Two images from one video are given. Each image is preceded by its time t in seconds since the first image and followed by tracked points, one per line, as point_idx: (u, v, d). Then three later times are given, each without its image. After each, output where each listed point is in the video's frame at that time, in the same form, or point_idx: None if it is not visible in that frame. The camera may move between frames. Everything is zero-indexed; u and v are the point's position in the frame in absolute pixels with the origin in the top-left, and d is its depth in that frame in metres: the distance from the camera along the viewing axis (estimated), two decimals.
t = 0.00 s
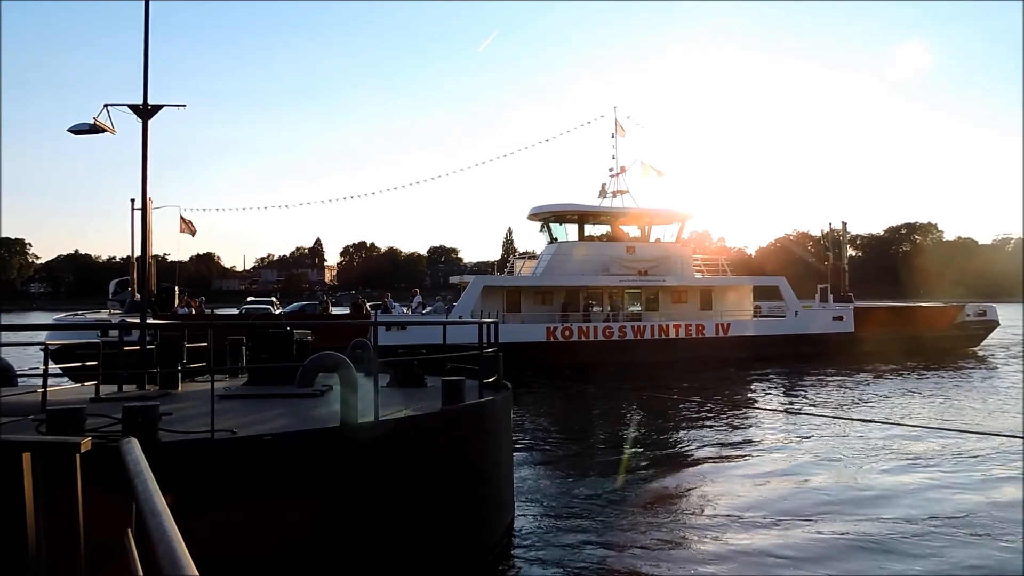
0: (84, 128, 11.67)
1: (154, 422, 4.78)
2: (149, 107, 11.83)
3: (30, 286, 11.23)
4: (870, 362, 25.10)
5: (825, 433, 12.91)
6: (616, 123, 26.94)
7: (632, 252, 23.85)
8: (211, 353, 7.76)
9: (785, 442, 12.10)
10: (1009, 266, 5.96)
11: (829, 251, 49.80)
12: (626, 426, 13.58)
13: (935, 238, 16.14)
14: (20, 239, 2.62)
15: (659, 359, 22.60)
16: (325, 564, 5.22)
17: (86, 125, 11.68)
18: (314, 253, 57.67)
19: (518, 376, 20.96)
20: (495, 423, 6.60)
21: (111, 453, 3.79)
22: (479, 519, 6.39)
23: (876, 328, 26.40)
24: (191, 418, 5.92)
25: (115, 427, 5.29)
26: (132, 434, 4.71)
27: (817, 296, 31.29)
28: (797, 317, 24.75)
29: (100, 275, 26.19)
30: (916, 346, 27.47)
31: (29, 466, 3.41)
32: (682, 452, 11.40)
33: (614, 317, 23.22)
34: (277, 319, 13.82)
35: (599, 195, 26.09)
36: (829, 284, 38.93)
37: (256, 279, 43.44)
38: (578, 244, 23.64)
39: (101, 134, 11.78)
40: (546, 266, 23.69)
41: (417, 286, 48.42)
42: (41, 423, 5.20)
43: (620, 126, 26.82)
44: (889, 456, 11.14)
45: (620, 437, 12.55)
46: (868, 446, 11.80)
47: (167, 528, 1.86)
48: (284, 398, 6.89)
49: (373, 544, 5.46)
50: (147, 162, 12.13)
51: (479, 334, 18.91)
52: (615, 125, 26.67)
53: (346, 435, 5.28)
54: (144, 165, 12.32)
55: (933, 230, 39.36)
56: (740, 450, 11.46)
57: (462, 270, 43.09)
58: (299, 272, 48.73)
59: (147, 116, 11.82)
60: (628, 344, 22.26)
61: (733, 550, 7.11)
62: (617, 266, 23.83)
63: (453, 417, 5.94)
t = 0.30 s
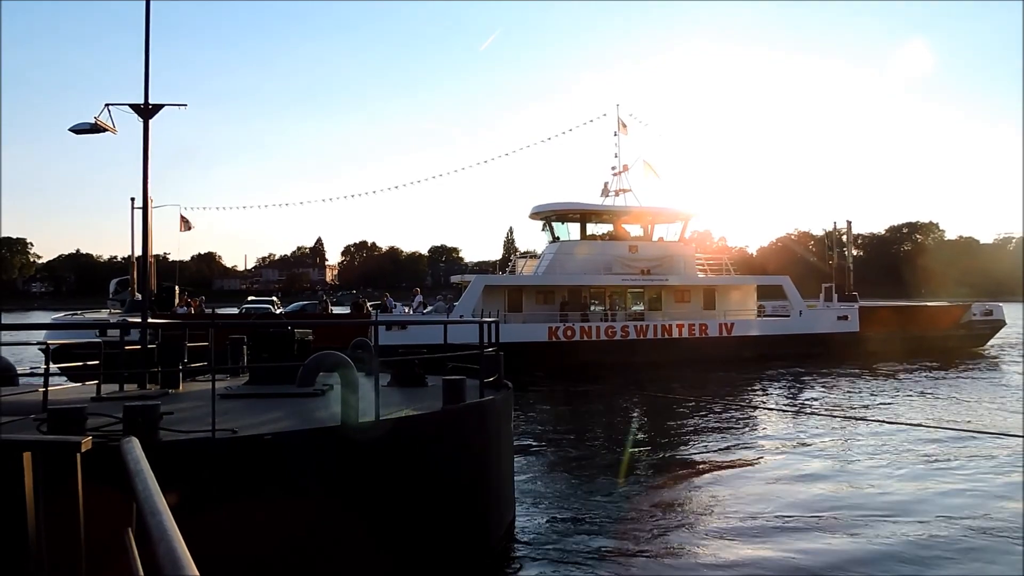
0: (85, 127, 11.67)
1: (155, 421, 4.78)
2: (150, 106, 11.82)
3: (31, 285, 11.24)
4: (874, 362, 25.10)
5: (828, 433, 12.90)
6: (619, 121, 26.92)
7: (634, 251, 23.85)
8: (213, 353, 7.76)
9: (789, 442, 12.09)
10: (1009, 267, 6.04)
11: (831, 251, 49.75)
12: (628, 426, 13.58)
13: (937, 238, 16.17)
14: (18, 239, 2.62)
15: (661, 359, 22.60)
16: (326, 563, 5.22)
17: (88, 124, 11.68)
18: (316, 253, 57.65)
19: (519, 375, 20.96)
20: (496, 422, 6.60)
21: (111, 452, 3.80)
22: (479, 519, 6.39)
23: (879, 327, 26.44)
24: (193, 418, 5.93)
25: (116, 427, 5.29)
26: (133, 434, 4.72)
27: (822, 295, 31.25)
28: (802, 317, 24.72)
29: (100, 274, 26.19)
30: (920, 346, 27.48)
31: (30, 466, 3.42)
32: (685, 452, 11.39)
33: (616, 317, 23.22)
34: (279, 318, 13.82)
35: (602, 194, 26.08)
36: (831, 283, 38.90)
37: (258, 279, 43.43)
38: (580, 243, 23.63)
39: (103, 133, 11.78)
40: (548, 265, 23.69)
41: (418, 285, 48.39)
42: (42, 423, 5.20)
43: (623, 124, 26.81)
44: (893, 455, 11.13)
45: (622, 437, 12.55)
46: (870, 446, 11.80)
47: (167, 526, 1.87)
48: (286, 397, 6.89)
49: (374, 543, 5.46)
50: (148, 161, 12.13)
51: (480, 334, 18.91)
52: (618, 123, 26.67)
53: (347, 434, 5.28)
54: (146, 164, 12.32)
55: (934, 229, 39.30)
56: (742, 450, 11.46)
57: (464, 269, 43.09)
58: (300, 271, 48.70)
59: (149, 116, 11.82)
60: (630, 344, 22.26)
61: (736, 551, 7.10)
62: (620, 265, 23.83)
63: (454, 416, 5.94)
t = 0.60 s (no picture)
0: (85, 127, 11.66)
1: (156, 421, 4.78)
2: (150, 105, 11.82)
3: (31, 285, 11.22)
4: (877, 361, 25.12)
5: (831, 432, 12.92)
6: (621, 120, 26.92)
7: (636, 250, 23.86)
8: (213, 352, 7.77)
9: (792, 441, 12.09)
10: (1008, 267, 6.09)
11: (831, 250, 49.70)
12: (630, 425, 13.58)
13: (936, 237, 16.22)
14: (20, 241, 2.64)
15: (663, 359, 22.59)
16: (326, 563, 5.23)
17: (88, 123, 11.67)
18: (316, 252, 57.63)
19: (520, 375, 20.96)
20: (497, 421, 6.61)
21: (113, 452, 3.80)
22: (480, 518, 6.39)
23: (883, 327, 26.52)
24: (193, 416, 5.95)
25: (116, 427, 5.29)
26: (134, 434, 4.72)
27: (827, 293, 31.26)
28: (805, 316, 24.73)
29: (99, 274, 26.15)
30: (926, 345, 27.54)
31: (31, 466, 3.42)
32: (686, 451, 11.41)
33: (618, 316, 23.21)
34: (280, 318, 13.84)
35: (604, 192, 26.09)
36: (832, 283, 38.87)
37: (258, 278, 43.38)
38: (581, 242, 23.65)
39: (103, 132, 11.77)
40: (550, 264, 23.70)
41: (419, 284, 48.38)
42: (43, 422, 5.21)
43: (624, 122, 26.80)
44: (895, 456, 11.14)
45: (623, 437, 12.55)
46: (872, 446, 11.82)
47: (165, 526, 1.88)
48: (288, 396, 6.88)
49: (374, 543, 5.47)
50: (148, 160, 12.12)
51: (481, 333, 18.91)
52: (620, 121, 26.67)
53: (348, 434, 5.28)
54: (146, 163, 12.32)
55: (936, 228, 39.27)
56: (745, 450, 11.47)
57: (464, 268, 43.07)
58: (300, 270, 48.70)
59: (149, 115, 11.82)
60: (631, 343, 22.26)
61: (738, 551, 7.10)
62: (622, 265, 23.83)
63: (454, 416, 5.94)
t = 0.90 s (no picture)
0: (86, 126, 11.67)
1: (156, 420, 4.79)
2: (151, 105, 11.83)
3: (33, 284, 11.23)
4: (881, 361, 25.14)
5: (834, 433, 12.92)
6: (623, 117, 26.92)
7: (639, 249, 23.84)
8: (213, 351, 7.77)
9: (794, 441, 12.09)
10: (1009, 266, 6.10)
11: (833, 249, 49.62)
12: (632, 425, 13.58)
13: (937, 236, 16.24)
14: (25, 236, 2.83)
15: (665, 359, 22.59)
16: (326, 563, 5.23)
17: (89, 123, 11.69)
18: (317, 251, 57.63)
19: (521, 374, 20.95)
20: (497, 421, 6.60)
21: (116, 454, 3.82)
22: (479, 518, 6.39)
23: (888, 327, 26.60)
24: (193, 415, 5.95)
25: (117, 426, 5.30)
26: (134, 432, 4.72)
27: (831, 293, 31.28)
28: (809, 315, 24.74)
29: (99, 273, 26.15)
30: (932, 345, 27.60)
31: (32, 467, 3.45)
32: (688, 451, 11.41)
33: (620, 315, 23.22)
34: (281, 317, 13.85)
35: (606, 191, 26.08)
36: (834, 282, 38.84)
37: (258, 277, 43.38)
38: (583, 241, 23.66)
39: (104, 132, 11.78)
40: (552, 263, 23.70)
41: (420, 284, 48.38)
42: (43, 421, 5.21)
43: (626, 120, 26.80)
44: (897, 456, 11.14)
45: (624, 437, 12.56)
46: (874, 446, 11.82)
47: (165, 525, 1.88)
48: (289, 396, 6.88)
49: (373, 543, 5.47)
50: (149, 160, 12.12)
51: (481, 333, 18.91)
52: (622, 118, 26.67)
53: (347, 433, 5.28)
54: (147, 163, 12.32)
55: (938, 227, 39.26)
56: (747, 450, 11.47)
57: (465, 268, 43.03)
58: (301, 269, 48.69)
59: (150, 114, 11.83)
60: (633, 343, 22.26)
61: (739, 550, 7.12)
62: (624, 264, 23.84)
63: (454, 416, 5.94)
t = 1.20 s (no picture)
0: (86, 127, 11.67)
1: (157, 419, 4.78)
2: (152, 105, 11.83)
3: (34, 285, 11.24)
4: (884, 360, 25.18)
5: (836, 433, 12.94)
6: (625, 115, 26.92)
7: (641, 248, 23.82)
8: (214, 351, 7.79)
9: (797, 442, 12.10)
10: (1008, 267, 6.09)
11: (834, 248, 49.61)
12: (633, 425, 13.59)
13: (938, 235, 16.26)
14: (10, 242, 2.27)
15: (667, 359, 22.59)
16: (326, 563, 5.24)
17: (90, 123, 11.69)
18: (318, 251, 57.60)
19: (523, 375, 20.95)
20: (497, 421, 6.60)
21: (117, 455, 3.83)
22: (479, 518, 6.39)
23: (893, 327, 26.69)
24: (193, 416, 5.97)
25: (117, 426, 5.30)
26: (135, 432, 4.72)
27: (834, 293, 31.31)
28: (812, 316, 24.77)
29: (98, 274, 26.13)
30: (936, 345, 27.69)
31: (31, 467, 3.47)
32: (690, 451, 11.42)
33: (622, 315, 23.22)
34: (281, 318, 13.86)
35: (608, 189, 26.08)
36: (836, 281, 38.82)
37: (259, 277, 43.35)
38: (584, 241, 23.68)
39: (105, 132, 11.79)
40: (553, 263, 23.70)
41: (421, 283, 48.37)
42: (44, 420, 5.20)
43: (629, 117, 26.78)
44: (897, 457, 11.15)
45: (625, 437, 12.56)
46: (874, 446, 11.84)
47: (166, 525, 1.88)
48: (291, 396, 6.89)
49: (373, 543, 5.48)
50: (149, 160, 12.12)
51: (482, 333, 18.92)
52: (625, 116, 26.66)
53: (347, 433, 5.28)
54: (147, 163, 12.33)
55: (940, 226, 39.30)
56: (748, 450, 11.48)
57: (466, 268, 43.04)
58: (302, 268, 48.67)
59: (151, 114, 11.83)
60: (634, 343, 22.27)
61: (737, 552, 7.13)
62: (627, 263, 23.84)
63: (454, 416, 5.94)
